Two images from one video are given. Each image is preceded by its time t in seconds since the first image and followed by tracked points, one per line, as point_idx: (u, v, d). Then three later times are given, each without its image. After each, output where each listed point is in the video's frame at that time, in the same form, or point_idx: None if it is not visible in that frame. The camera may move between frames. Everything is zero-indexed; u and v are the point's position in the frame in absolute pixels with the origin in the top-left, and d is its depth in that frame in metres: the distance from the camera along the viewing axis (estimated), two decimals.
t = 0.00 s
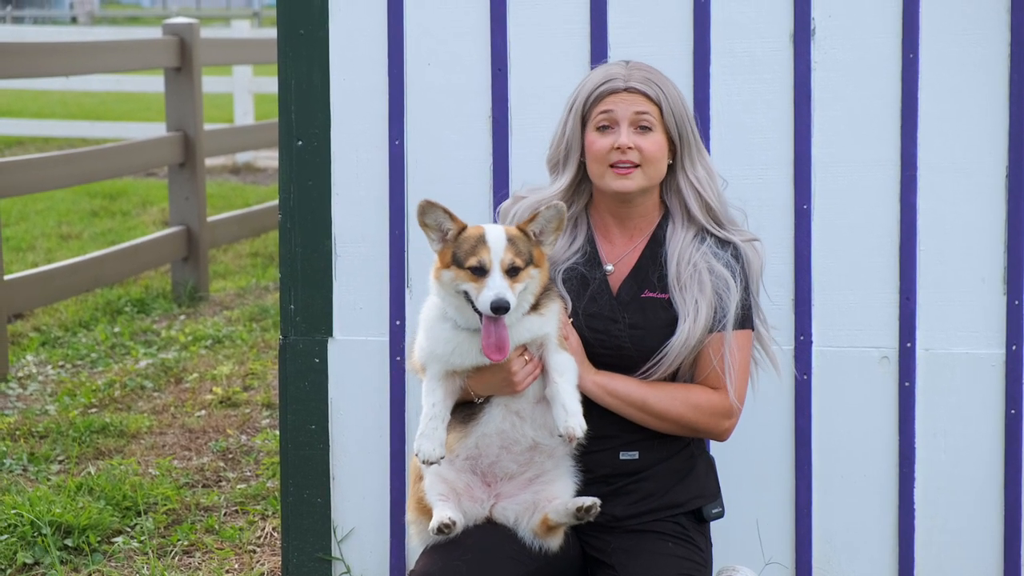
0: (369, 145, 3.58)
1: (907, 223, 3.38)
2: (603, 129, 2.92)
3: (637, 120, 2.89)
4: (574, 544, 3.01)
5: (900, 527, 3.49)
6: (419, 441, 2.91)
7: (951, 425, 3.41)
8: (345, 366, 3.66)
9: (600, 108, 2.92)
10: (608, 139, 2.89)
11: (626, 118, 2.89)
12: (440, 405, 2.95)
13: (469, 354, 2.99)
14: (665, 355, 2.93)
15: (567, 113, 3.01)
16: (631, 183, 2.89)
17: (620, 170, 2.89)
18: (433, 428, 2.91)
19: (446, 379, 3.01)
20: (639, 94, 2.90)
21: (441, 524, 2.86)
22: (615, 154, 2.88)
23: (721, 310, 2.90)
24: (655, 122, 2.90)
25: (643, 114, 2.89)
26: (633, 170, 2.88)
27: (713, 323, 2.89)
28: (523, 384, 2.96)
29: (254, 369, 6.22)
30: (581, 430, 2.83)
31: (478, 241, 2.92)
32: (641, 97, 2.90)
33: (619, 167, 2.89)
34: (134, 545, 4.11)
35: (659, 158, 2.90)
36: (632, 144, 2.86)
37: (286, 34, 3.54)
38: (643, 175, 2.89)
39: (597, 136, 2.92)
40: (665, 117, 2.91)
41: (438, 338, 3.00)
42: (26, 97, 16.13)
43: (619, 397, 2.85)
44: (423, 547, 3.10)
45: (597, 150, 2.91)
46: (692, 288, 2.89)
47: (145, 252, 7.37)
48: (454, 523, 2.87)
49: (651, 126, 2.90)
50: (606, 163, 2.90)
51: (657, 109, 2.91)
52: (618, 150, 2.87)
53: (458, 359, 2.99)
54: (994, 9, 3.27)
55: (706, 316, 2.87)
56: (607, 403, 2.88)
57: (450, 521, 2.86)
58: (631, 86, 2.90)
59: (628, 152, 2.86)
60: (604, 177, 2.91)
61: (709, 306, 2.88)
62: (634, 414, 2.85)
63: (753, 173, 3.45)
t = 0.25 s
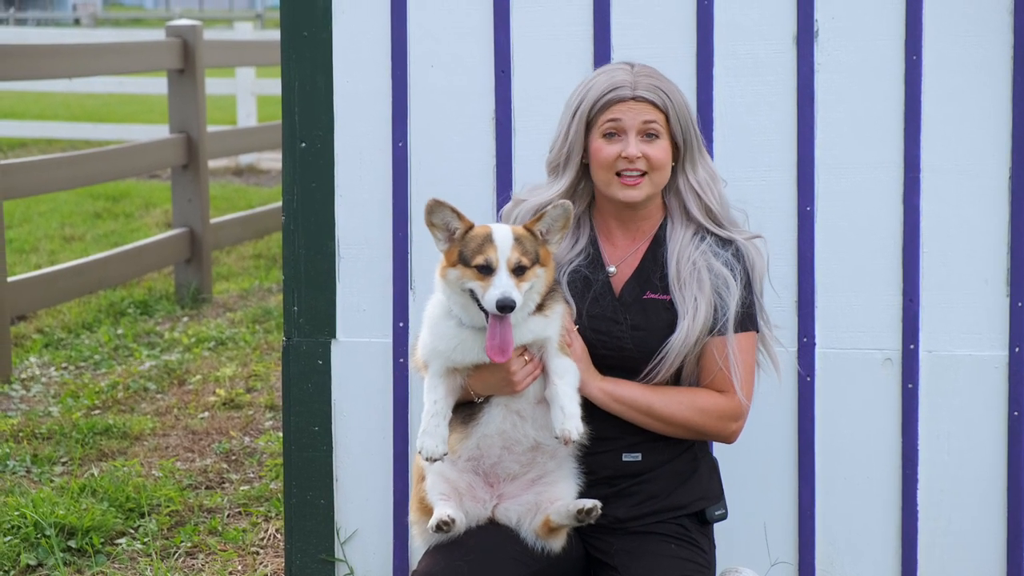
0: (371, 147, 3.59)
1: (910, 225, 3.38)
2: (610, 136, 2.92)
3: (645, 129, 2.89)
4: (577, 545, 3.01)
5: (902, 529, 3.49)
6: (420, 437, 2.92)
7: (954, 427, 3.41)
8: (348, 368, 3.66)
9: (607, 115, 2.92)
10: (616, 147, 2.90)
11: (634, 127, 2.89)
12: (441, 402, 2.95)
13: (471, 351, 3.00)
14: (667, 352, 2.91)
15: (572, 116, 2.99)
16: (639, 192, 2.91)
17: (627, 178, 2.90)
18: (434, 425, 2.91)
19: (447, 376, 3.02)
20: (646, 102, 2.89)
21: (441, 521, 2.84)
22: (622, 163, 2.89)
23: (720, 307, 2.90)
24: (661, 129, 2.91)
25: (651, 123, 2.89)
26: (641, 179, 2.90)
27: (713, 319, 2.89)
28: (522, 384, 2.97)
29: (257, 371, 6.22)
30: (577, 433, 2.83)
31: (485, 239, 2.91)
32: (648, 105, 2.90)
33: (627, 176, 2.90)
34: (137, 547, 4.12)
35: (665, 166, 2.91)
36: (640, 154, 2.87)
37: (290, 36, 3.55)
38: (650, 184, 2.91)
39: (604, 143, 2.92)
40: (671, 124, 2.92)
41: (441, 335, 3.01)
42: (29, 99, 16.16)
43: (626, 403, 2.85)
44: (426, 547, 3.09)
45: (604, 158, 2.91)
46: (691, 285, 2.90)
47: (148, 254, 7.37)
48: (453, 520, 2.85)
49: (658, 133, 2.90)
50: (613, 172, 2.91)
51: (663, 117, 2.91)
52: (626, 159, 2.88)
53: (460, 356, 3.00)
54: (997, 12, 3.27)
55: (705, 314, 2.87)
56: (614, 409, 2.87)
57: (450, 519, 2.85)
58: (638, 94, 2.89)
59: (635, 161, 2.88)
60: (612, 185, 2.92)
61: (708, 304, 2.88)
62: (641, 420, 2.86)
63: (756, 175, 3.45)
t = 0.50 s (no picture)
0: (375, 148, 3.59)
1: (914, 226, 3.38)
2: (613, 140, 2.92)
3: (649, 133, 2.89)
4: (580, 546, 3.01)
5: (906, 530, 3.49)
6: (417, 435, 2.92)
7: (957, 428, 3.41)
8: (351, 368, 3.66)
9: (611, 119, 2.91)
10: (619, 151, 2.90)
11: (637, 132, 2.89)
12: (439, 400, 2.95)
13: (469, 350, 3.00)
14: (666, 352, 2.91)
15: (575, 120, 2.98)
16: (642, 197, 2.91)
17: (630, 182, 2.91)
18: (431, 423, 2.91)
19: (446, 374, 3.02)
20: (650, 107, 2.89)
21: (441, 519, 2.84)
22: (625, 167, 2.89)
23: (719, 306, 2.90)
24: (665, 133, 2.91)
25: (655, 127, 2.89)
26: (644, 184, 2.90)
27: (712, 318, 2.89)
28: (520, 383, 2.96)
29: (261, 372, 6.23)
30: (577, 433, 2.84)
31: (487, 242, 2.93)
32: (652, 109, 2.89)
33: (630, 180, 2.90)
34: (141, 548, 4.12)
35: (668, 169, 2.91)
36: (643, 159, 2.87)
37: (294, 38, 3.55)
38: (653, 188, 2.91)
39: (607, 147, 2.93)
40: (674, 128, 2.92)
41: (441, 333, 3.01)
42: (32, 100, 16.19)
43: (629, 408, 2.85)
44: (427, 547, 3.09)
45: (607, 161, 2.91)
46: (690, 285, 2.90)
47: (152, 255, 7.38)
48: (453, 519, 2.86)
49: (662, 138, 2.91)
50: (616, 176, 2.91)
51: (667, 121, 2.91)
52: (630, 163, 2.88)
53: (459, 354, 3.00)
54: (1001, 13, 3.27)
55: (703, 313, 2.87)
56: (618, 415, 2.87)
57: (449, 517, 2.85)
58: (642, 99, 2.89)
59: (638, 165, 2.88)
60: (615, 189, 2.92)
61: (706, 304, 2.88)
62: (645, 424, 2.86)
63: (759, 176, 3.46)
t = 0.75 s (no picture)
0: (378, 149, 3.60)
1: (916, 227, 3.38)
2: (614, 131, 2.93)
3: (649, 123, 2.90)
4: (583, 547, 3.01)
5: (909, 531, 3.49)
6: (422, 441, 2.93)
7: (961, 430, 3.41)
8: (355, 370, 3.67)
9: (612, 109, 2.93)
10: (619, 140, 2.90)
11: (638, 121, 2.90)
12: (442, 406, 2.96)
13: (472, 354, 2.99)
14: (671, 357, 2.92)
15: (577, 115, 3.01)
16: (641, 188, 2.90)
17: (630, 172, 2.90)
18: (435, 428, 2.92)
19: (449, 379, 3.02)
20: (651, 98, 2.91)
21: (443, 521, 2.85)
22: (625, 156, 2.89)
23: (722, 309, 2.90)
24: (665, 125, 2.92)
25: (655, 117, 2.90)
26: (644, 174, 2.90)
27: (716, 321, 2.89)
28: (523, 388, 2.97)
29: (264, 373, 6.23)
30: (578, 437, 2.84)
31: (486, 243, 2.93)
32: (653, 100, 2.91)
33: (630, 170, 2.90)
34: (145, 549, 4.13)
35: (668, 162, 2.91)
36: (643, 147, 2.87)
37: (297, 39, 3.56)
38: (653, 179, 2.90)
39: (608, 137, 2.93)
40: (675, 121, 2.93)
41: (442, 338, 3.01)
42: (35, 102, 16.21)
43: (633, 409, 2.85)
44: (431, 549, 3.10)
45: (607, 151, 2.91)
46: (693, 289, 2.90)
47: (154, 257, 7.39)
48: (455, 520, 2.86)
49: (662, 130, 2.91)
50: (616, 165, 2.91)
51: (668, 113, 2.92)
52: (630, 151, 2.88)
53: (461, 359, 3.00)
54: (1003, 14, 3.26)
55: (706, 316, 2.87)
56: (622, 416, 2.87)
57: (452, 518, 2.86)
58: (643, 88, 2.92)
59: (638, 154, 2.88)
60: (615, 180, 2.91)
61: (709, 307, 2.88)
62: (650, 425, 2.86)
63: (762, 177, 3.46)
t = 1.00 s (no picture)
0: (381, 151, 3.60)
1: (919, 229, 3.38)
2: (613, 127, 2.92)
3: (648, 119, 2.90)
4: (586, 548, 3.01)
5: (912, 533, 3.49)
6: (424, 446, 2.92)
7: (963, 431, 3.41)
8: (357, 372, 3.67)
9: (611, 105, 2.93)
10: (618, 135, 2.90)
11: (637, 116, 2.90)
12: (444, 410, 2.96)
13: (472, 358, 3.00)
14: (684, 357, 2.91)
15: (577, 113, 3.02)
16: (638, 183, 2.89)
17: (627, 167, 2.89)
18: (438, 433, 2.92)
19: (451, 383, 3.02)
20: (651, 95, 2.92)
21: (446, 525, 2.85)
22: (623, 151, 2.88)
23: (727, 311, 2.90)
24: (665, 123, 2.92)
25: (655, 114, 2.90)
26: (640, 169, 2.88)
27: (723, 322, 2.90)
28: (525, 390, 2.97)
29: (266, 375, 6.24)
30: (583, 439, 2.84)
31: (480, 248, 2.93)
32: (653, 97, 2.92)
33: (628, 164, 2.89)
34: (148, 551, 4.13)
35: (666, 159, 2.90)
36: (641, 142, 2.87)
37: (299, 41, 3.57)
38: (650, 175, 2.89)
39: (605, 133, 2.93)
40: (675, 120, 2.93)
41: (442, 342, 3.01)
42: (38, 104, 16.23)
43: (647, 407, 2.84)
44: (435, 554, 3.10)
45: (605, 147, 2.91)
46: (698, 291, 2.90)
47: (157, 259, 7.40)
48: (458, 524, 2.87)
49: (661, 126, 2.91)
50: (614, 160, 2.90)
51: (667, 110, 2.92)
52: (627, 146, 2.87)
53: (462, 363, 3.00)
54: (1005, 16, 3.26)
55: (714, 318, 2.87)
56: (634, 413, 2.85)
57: (455, 523, 2.86)
58: (643, 85, 2.93)
59: (636, 149, 2.87)
60: (613, 175, 2.90)
61: (715, 309, 2.89)
62: (663, 424, 2.86)
63: (765, 179, 3.46)
